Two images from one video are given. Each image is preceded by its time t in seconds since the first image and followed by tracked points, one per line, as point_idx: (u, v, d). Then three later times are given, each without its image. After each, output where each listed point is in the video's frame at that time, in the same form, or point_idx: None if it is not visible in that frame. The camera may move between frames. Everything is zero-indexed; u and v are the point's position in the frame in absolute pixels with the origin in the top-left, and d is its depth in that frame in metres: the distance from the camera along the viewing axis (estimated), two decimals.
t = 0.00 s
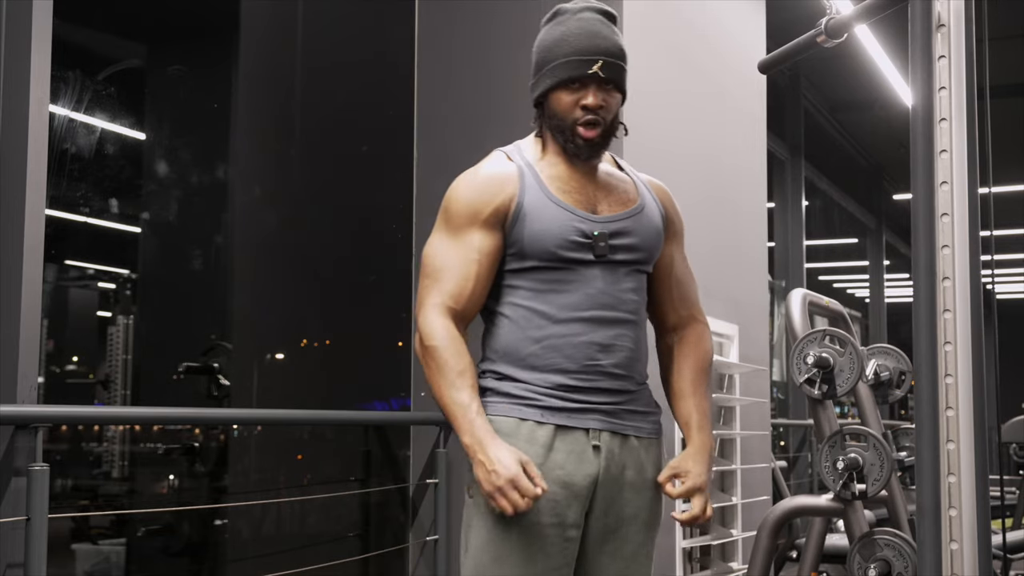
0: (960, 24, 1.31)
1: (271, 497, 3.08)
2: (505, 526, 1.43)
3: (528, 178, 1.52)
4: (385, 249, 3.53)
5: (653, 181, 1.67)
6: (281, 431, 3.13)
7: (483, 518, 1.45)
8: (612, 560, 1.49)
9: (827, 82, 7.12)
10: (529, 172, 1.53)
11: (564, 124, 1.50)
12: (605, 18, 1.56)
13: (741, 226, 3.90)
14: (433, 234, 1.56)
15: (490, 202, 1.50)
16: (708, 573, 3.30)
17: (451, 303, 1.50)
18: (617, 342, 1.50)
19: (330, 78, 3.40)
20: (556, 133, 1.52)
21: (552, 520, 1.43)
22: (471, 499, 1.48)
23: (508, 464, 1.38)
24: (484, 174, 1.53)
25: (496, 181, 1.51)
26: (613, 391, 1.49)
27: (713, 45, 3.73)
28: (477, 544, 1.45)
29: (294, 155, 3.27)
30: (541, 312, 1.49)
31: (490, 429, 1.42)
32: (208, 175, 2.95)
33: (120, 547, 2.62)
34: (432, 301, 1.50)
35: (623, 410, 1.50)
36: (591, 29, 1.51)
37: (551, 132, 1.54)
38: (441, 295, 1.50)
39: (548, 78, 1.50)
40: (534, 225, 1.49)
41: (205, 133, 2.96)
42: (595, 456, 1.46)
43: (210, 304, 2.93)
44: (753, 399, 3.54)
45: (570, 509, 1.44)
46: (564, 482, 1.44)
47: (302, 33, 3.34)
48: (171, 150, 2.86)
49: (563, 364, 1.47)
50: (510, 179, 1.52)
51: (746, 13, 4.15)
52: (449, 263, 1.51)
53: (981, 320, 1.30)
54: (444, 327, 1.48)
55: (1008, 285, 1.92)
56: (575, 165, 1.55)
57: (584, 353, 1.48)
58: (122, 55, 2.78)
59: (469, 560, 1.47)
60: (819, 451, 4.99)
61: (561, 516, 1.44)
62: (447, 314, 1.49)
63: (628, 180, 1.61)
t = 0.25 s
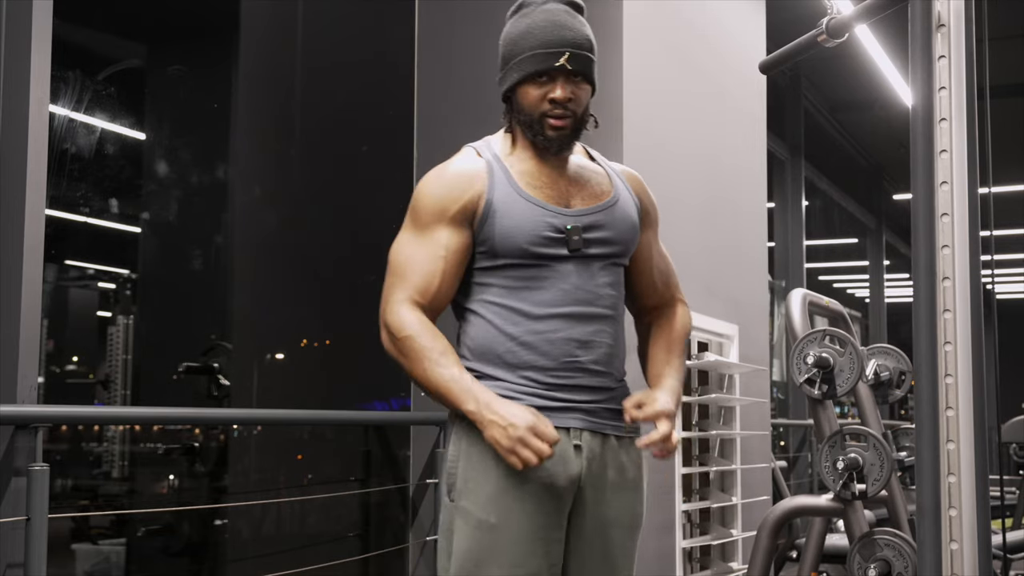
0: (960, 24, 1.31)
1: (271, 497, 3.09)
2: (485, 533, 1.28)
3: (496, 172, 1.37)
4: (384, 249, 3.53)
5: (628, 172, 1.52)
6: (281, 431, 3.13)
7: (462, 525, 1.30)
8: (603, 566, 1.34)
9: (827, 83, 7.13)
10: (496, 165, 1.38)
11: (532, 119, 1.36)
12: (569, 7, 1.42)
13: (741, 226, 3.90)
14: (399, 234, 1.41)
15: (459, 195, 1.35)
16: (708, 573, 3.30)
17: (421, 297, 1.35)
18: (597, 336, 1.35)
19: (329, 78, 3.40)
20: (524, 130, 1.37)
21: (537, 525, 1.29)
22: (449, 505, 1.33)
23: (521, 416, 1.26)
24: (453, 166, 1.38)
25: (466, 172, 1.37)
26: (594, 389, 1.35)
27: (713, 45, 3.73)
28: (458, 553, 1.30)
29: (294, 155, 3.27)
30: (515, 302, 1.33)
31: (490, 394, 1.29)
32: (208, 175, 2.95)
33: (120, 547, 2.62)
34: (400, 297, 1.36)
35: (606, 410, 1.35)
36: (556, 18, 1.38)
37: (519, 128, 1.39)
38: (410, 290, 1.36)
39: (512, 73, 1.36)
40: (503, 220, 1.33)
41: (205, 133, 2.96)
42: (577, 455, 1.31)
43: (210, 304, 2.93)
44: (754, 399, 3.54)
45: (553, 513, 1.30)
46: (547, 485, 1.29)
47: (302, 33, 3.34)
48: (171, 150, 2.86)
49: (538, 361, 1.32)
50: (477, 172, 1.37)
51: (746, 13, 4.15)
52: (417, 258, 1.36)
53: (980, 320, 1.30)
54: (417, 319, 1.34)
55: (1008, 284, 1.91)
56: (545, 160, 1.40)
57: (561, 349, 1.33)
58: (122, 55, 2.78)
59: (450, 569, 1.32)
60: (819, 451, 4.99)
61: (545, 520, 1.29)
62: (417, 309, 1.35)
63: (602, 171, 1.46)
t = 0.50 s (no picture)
0: (960, 24, 1.31)
1: (270, 497, 3.08)
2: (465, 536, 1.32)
3: (470, 171, 1.42)
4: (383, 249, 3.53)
5: (600, 173, 1.58)
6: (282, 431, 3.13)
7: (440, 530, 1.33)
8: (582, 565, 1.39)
9: (827, 83, 7.13)
10: (470, 164, 1.43)
11: (503, 111, 1.42)
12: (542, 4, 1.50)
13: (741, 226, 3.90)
14: (372, 237, 1.44)
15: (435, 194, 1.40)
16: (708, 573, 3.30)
17: (408, 308, 1.39)
18: (572, 336, 1.41)
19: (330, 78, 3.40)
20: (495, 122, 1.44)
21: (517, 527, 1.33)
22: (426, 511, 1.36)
23: (488, 472, 1.27)
24: (424, 168, 1.43)
25: (440, 173, 1.41)
26: (569, 388, 1.40)
27: (713, 45, 3.73)
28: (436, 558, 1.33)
29: (294, 155, 3.28)
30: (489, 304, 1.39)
31: (463, 436, 1.31)
32: (208, 175, 2.95)
33: (120, 547, 2.62)
34: (387, 306, 1.39)
35: (581, 410, 1.40)
36: (529, 13, 1.45)
37: (491, 121, 1.45)
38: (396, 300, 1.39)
39: (485, 66, 1.43)
40: (477, 218, 1.39)
41: (205, 133, 2.96)
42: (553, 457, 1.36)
43: (210, 304, 2.93)
44: (754, 399, 3.54)
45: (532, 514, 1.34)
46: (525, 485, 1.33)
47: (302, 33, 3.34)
48: (171, 150, 2.86)
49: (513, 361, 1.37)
50: (449, 171, 1.42)
51: (746, 14, 4.15)
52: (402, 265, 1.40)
53: (980, 320, 1.30)
54: (403, 334, 1.37)
55: (1008, 285, 1.91)
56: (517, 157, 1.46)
57: (536, 349, 1.38)
58: (122, 55, 2.77)
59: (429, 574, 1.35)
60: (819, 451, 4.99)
61: (524, 521, 1.33)
62: (403, 318, 1.38)
63: (575, 171, 1.52)
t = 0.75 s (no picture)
0: (960, 24, 1.31)
1: (270, 497, 3.08)
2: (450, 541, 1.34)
3: (450, 170, 1.44)
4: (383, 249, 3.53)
5: (571, 173, 1.63)
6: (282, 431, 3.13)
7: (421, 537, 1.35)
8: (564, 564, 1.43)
9: (827, 83, 7.13)
10: (450, 163, 1.45)
11: (485, 102, 1.45)
12: None
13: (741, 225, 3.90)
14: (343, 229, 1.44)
15: (414, 189, 1.40)
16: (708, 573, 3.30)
17: (378, 306, 1.38)
18: (546, 338, 1.45)
19: (330, 78, 3.40)
20: (476, 113, 1.46)
21: (500, 528, 1.36)
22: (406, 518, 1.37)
23: (425, 498, 1.28)
24: (400, 161, 1.43)
25: (415, 169, 1.42)
26: (545, 389, 1.44)
27: (713, 45, 3.73)
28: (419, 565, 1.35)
29: (295, 156, 3.27)
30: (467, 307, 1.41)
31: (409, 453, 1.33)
32: (208, 175, 2.95)
33: (120, 547, 2.62)
34: (356, 304, 1.38)
35: (557, 408, 1.44)
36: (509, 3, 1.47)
37: (471, 114, 1.48)
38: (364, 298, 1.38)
39: (466, 56, 1.45)
40: (457, 218, 1.41)
41: (205, 133, 2.96)
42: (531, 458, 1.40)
43: (210, 304, 2.93)
44: (754, 399, 3.54)
45: (513, 516, 1.38)
46: (505, 488, 1.37)
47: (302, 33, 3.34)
48: (171, 150, 2.86)
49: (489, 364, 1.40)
50: (427, 168, 1.43)
51: (746, 13, 4.15)
52: (373, 262, 1.39)
53: (980, 321, 1.30)
54: (368, 334, 1.36)
55: (1008, 284, 1.91)
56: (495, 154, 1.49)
57: (512, 351, 1.41)
58: (121, 55, 2.77)
59: None
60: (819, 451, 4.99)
61: (505, 524, 1.37)
62: (371, 318, 1.38)
63: (549, 172, 1.56)
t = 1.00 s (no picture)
0: (960, 24, 1.31)
1: (271, 497, 3.08)
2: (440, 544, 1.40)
3: (434, 178, 1.50)
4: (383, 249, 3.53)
5: (550, 171, 1.70)
6: (281, 431, 3.13)
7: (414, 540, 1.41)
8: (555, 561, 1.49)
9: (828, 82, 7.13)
10: (434, 170, 1.51)
11: (474, 100, 1.51)
12: None
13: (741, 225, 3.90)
14: (329, 237, 1.50)
15: (397, 194, 1.47)
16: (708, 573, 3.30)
17: (366, 311, 1.44)
18: (528, 340, 1.51)
19: (329, 78, 3.40)
20: (465, 111, 1.52)
21: (489, 528, 1.43)
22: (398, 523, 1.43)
23: (409, 503, 1.32)
24: (383, 168, 1.49)
25: (400, 176, 1.49)
26: (527, 390, 1.50)
27: (713, 44, 3.73)
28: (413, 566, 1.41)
29: (295, 156, 3.27)
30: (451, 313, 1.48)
31: (397, 460, 1.37)
32: (208, 175, 2.94)
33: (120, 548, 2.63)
34: (345, 310, 1.43)
35: (540, 408, 1.51)
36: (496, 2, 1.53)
37: (459, 112, 1.54)
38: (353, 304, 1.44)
39: (455, 54, 1.51)
40: (442, 225, 1.47)
41: (205, 133, 2.95)
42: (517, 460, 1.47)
43: (210, 305, 2.92)
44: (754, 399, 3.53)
45: (500, 516, 1.44)
46: (492, 489, 1.44)
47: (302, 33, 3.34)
48: (171, 150, 2.85)
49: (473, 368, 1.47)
50: (411, 175, 1.49)
51: (746, 13, 4.14)
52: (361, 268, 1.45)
53: (981, 320, 1.29)
54: (357, 339, 1.42)
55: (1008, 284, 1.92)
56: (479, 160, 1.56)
57: (496, 355, 1.48)
58: (122, 55, 2.77)
59: None
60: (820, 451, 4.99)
61: (493, 524, 1.44)
62: (359, 323, 1.43)
63: (530, 173, 1.62)
